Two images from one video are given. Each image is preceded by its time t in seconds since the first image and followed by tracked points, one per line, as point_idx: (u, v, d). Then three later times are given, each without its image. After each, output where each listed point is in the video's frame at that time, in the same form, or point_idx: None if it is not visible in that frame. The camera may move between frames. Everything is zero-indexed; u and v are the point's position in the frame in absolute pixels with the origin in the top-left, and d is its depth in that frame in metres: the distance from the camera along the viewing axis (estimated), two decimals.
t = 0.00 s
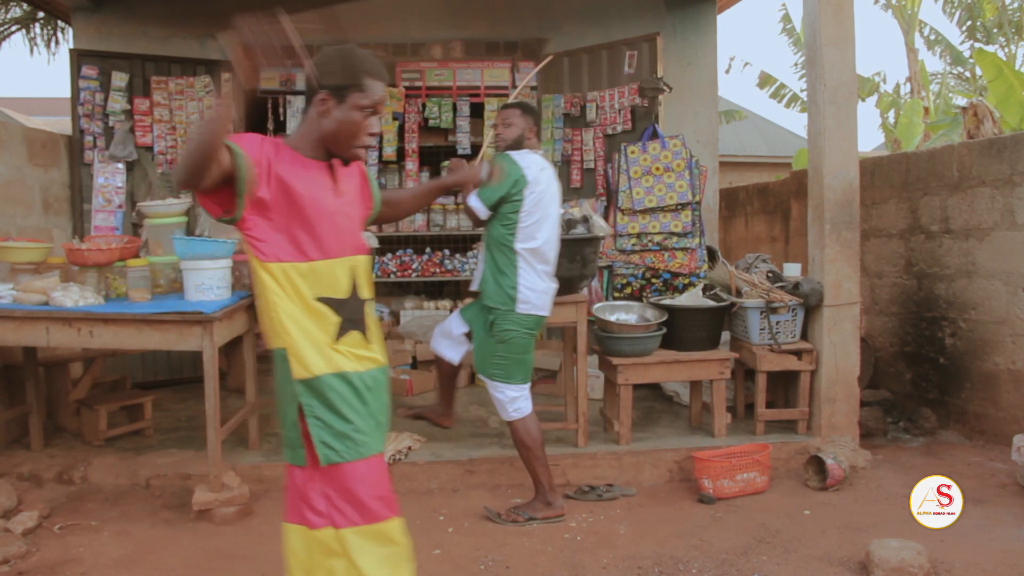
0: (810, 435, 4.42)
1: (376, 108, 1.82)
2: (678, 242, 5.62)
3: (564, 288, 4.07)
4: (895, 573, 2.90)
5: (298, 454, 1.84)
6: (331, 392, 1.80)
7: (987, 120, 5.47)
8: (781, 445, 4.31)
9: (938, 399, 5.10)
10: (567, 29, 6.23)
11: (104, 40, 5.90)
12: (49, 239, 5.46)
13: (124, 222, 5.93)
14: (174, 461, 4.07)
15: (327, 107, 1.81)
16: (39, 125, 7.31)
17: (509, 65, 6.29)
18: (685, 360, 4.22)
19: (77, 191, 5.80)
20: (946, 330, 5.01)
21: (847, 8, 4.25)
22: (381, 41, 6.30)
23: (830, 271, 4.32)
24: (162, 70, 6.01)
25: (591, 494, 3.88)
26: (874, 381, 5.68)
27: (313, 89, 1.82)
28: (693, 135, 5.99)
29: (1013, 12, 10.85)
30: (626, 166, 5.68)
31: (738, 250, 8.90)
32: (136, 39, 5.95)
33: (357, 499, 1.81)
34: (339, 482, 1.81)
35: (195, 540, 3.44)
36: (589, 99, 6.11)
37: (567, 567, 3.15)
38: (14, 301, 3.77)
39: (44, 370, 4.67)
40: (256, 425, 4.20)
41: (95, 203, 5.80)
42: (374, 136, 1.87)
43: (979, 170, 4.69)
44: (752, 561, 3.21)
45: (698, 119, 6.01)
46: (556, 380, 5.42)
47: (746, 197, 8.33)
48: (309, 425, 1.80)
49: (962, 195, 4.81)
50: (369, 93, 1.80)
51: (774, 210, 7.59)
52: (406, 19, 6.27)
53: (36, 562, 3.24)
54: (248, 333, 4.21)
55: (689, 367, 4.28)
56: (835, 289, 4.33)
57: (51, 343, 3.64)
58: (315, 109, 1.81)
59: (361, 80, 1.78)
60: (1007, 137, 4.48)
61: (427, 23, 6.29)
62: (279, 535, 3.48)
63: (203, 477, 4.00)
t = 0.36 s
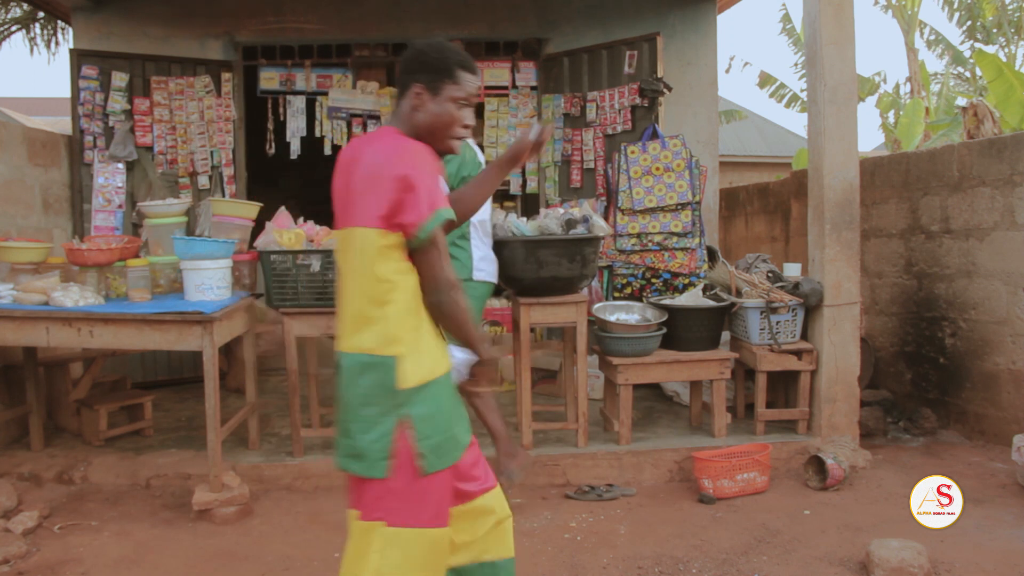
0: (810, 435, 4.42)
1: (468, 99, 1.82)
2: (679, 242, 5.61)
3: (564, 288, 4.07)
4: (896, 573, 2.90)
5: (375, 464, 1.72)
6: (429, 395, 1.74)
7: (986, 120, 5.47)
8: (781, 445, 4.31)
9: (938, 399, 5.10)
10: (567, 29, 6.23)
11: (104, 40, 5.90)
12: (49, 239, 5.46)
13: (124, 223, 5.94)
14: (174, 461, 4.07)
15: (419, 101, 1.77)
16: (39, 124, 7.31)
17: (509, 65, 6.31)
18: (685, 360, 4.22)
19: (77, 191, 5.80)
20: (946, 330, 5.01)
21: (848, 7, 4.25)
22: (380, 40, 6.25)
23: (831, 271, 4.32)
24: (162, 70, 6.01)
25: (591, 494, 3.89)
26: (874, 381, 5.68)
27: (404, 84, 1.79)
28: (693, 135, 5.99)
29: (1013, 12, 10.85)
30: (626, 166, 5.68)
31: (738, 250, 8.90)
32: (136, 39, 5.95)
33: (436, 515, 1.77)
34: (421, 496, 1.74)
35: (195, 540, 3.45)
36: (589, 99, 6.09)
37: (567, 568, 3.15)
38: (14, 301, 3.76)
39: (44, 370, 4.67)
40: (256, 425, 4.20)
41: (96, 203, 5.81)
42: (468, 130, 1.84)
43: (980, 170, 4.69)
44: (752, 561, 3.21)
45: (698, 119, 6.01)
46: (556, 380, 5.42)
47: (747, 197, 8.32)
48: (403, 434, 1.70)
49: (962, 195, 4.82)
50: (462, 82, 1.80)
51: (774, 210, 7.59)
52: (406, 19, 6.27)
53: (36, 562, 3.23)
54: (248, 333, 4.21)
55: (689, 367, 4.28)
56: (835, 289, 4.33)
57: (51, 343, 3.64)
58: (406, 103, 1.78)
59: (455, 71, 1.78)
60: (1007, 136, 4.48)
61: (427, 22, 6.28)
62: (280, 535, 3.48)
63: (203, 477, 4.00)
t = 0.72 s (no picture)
0: (810, 435, 4.42)
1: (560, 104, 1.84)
2: (679, 242, 5.61)
3: (564, 288, 4.07)
4: (896, 573, 2.90)
5: (516, 430, 1.78)
6: (542, 357, 1.84)
7: (986, 120, 5.47)
8: (781, 445, 4.31)
9: (938, 399, 5.10)
10: (567, 29, 6.24)
11: (104, 40, 5.89)
12: (49, 239, 5.46)
13: (124, 222, 5.94)
14: (174, 461, 4.07)
15: (531, 99, 1.78)
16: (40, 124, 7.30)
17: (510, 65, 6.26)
18: (685, 360, 4.22)
19: (77, 191, 5.80)
20: (946, 331, 5.00)
21: (848, 7, 4.25)
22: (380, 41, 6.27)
23: (831, 271, 4.32)
24: (162, 70, 6.01)
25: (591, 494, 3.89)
26: (874, 381, 5.68)
27: (517, 79, 1.76)
28: (693, 135, 5.99)
29: (1013, 12, 10.85)
30: (626, 166, 5.67)
31: (738, 250, 8.90)
32: (136, 39, 5.95)
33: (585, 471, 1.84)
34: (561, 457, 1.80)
35: (195, 539, 3.45)
36: (589, 99, 6.08)
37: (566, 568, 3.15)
38: (14, 301, 3.76)
39: (44, 370, 4.67)
40: (256, 425, 4.20)
41: (95, 203, 5.81)
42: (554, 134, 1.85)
43: (980, 170, 4.69)
44: (752, 561, 3.21)
45: (698, 119, 6.01)
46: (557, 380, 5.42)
47: (747, 197, 8.32)
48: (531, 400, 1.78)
49: (962, 195, 4.82)
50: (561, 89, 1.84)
51: (774, 210, 7.59)
52: (406, 19, 6.26)
53: (36, 562, 3.23)
54: (249, 332, 4.21)
55: (690, 367, 4.28)
56: (835, 289, 4.33)
57: (51, 343, 3.64)
58: (517, 99, 1.78)
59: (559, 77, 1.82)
60: (1007, 136, 4.48)
61: (428, 22, 6.28)
62: (280, 535, 3.48)
63: (203, 476, 4.00)
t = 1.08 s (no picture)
0: (810, 435, 4.42)
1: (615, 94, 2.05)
2: (679, 243, 5.60)
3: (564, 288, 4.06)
4: (896, 573, 2.90)
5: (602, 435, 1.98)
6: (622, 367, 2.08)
7: (987, 120, 5.47)
8: (781, 445, 4.31)
9: (938, 399, 5.10)
10: (567, 29, 6.23)
11: (104, 40, 5.89)
12: (49, 239, 5.46)
13: (124, 223, 5.94)
14: (174, 461, 4.07)
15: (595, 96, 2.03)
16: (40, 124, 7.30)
17: (509, 65, 6.38)
18: (685, 360, 4.22)
19: (77, 191, 5.80)
20: (946, 331, 5.01)
21: (848, 8, 4.25)
22: (380, 41, 6.26)
23: (831, 271, 4.32)
24: (162, 70, 6.01)
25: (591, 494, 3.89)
26: (874, 381, 5.68)
27: (581, 82, 2.01)
28: (693, 135, 5.99)
29: (1013, 12, 10.84)
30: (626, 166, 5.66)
31: (738, 250, 8.90)
32: (135, 39, 5.95)
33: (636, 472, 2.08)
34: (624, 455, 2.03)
35: (196, 539, 3.45)
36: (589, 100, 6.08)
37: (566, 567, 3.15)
38: (14, 300, 3.77)
39: (44, 370, 4.67)
40: (256, 425, 4.20)
41: (95, 203, 5.81)
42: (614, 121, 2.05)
43: (980, 170, 4.69)
44: (752, 561, 3.21)
45: (698, 119, 6.01)
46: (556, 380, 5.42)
47: (747, 197, 8.32)
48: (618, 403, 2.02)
49: (962, 195, 4.82)
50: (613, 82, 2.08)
51: (774, 210, 7.59)
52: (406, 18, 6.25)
53: (36, 562, 3.23)
54: (249, 332, 4.21)
55: (690, 367, 4.28)
56: (836, 289, 4.33)
57: (51, 343, 3.64)
58: (585, 98, 2.02)
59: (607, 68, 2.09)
60: (1008, 137, 4.48)
61: (428, 22, 6.27)
62: (280, 535, 3.49)
63: (203, 476, 4.00)
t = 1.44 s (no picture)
0: (810, 435, 4.42)
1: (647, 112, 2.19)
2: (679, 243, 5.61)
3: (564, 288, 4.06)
4: (896, 573, 2.90)
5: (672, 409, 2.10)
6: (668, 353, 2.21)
7: (987, 120, 5.47)
8: (781, 445, 4.31)
9: (938, 399, 5.10)
10: (567, 29, 6.24)
11: (104, 40, 5.90)
12: (49, 239, 5.46)
13: (124, 222, 5.94)
14: (174, 461, 4.07)
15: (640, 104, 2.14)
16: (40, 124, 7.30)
17: (509, 65, 6.34)
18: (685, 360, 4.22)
19: (77, 191, 5.80)
20: (946, 331, 5.01)
21: (848, 8, 4.25)
22: (380, 40, 6.27)
23: (831, 271, 4.32)
24: (162, 70, 6.01)
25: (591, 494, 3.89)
26: (874, 381, 5.68)
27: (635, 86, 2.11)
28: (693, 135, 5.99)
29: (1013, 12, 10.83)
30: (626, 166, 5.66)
31: (738, 250, 8.88)
32: (136, 39, 5.96)
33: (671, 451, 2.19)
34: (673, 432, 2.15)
35: (196, 539, 3.45)
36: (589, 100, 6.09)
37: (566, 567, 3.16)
38: (14, 301, 3.76)
39: (44, 370, 4.67)
40: (256, 425, 4.20)
41: (95, 203, 5.80)
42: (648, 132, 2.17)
43: (980, 170, 4.69)
44: (752, 561, 3.21)
45: (698, 119, 6.01)
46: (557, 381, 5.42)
47: (747, 197, 8.32)
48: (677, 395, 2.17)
49: (962, 195, 4.82)
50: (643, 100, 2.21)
51: (774, 210, 7.59)
52: (406, 18, 6.26)
53: (37, 562, 3.23)
54: (249, 333, 4.21)
55: (690, 367, 4.28)
56: (836, 289, 4.33)
57: (51, 343, 3.64)
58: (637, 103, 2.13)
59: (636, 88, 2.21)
60: (1008, 137, 4.48)
61: (428, 22, 6.27)
62: (280, 535, 3.49)
63: (203, 476, 4.00)
